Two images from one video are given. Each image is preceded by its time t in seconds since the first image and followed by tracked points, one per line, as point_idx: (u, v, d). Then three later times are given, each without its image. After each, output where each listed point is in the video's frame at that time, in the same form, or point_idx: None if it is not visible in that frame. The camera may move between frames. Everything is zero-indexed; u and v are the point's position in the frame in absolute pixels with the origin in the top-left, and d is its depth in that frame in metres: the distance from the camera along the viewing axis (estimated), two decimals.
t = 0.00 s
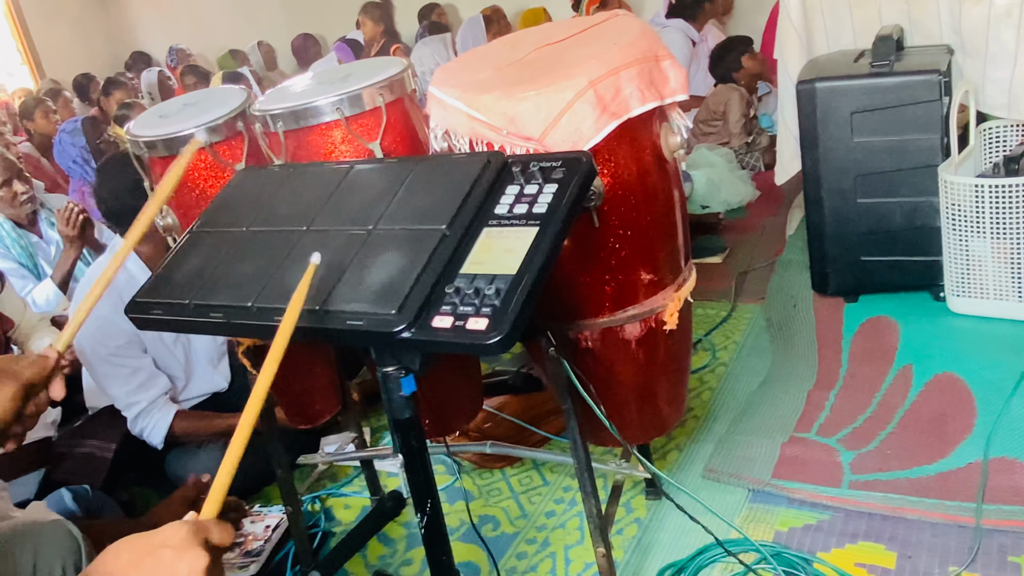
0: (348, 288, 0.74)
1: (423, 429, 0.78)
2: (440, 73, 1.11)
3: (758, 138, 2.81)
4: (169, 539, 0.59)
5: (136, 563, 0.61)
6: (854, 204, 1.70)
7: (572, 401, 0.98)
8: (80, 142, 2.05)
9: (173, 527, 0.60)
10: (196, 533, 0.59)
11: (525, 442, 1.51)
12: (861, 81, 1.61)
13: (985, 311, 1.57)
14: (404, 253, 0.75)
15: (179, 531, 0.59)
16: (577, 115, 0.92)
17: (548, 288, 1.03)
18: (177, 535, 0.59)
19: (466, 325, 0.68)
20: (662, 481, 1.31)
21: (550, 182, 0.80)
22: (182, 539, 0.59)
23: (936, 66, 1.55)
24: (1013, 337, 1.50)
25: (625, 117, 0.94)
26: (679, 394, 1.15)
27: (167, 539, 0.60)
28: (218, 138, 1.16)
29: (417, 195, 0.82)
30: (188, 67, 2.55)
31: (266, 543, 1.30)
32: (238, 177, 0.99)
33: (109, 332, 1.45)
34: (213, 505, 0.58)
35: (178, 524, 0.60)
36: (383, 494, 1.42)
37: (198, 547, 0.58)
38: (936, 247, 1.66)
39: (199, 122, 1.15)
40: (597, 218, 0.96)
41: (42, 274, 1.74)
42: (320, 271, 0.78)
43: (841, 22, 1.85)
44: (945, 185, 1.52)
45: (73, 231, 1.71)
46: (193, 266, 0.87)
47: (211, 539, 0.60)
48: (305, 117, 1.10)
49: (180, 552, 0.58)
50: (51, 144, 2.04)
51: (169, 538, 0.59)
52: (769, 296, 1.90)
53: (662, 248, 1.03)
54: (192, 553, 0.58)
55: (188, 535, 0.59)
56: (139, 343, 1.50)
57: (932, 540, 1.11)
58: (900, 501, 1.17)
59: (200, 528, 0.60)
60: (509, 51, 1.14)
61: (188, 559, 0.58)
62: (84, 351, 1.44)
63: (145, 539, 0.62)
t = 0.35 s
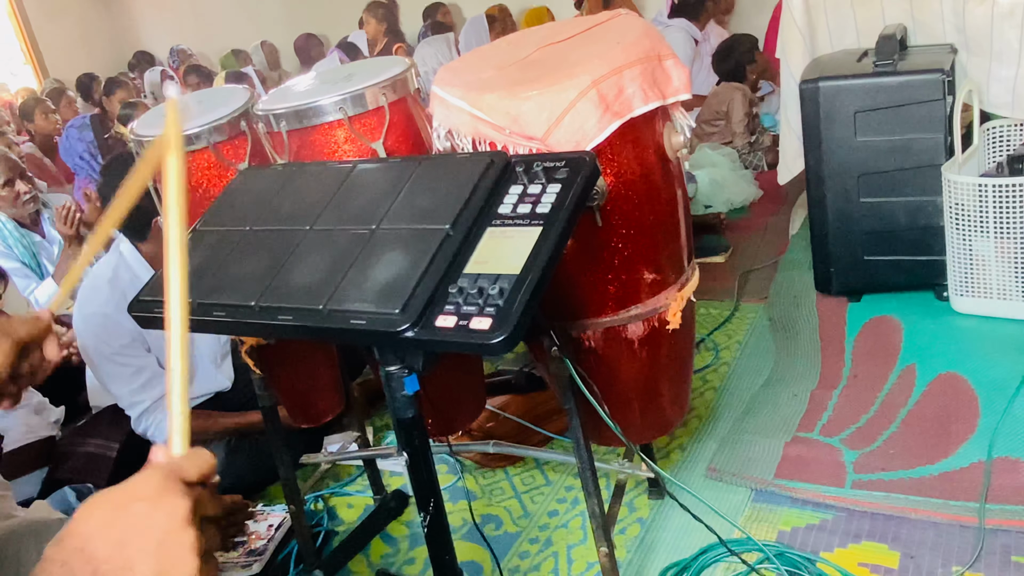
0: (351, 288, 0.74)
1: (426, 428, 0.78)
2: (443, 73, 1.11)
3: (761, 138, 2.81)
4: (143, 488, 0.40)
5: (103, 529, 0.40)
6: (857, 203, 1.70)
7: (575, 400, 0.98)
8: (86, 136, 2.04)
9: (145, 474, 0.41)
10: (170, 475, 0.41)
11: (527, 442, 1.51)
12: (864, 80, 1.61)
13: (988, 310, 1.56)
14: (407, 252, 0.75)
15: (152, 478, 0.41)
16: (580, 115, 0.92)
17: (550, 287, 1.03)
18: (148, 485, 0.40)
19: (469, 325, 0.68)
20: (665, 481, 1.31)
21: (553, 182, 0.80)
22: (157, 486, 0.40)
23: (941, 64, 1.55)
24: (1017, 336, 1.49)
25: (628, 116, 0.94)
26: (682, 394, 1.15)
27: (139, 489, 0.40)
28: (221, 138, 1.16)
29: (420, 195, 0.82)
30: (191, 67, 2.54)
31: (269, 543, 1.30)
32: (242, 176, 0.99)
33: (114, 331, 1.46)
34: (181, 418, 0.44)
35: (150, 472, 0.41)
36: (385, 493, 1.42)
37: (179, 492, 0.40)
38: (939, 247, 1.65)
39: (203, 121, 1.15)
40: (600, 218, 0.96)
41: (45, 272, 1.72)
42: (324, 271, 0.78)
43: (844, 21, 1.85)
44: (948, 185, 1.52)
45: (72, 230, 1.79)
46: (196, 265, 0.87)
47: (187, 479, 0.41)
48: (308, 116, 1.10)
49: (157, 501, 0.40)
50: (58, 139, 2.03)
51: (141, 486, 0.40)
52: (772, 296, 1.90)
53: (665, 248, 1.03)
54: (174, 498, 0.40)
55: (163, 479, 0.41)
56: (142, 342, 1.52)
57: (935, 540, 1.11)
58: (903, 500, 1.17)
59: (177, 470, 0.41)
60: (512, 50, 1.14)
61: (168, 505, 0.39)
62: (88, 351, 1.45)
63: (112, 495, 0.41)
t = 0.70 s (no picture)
0: (352, 288, 0.74)
1: (426, 428, 0.79)
2: (444, 73, 1.11)
3: (761, 138, 2.79)
4: (145, 513, 0.54)
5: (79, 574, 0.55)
6: (858, 204, 1.70)
7: (575, 400, 0.98)
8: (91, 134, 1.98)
9: (147, 500, 0.55)
10: (171, 501, 0.54)
11: (528, 442, 1.52)
12: (865, 81, 1.60)
13: (989, 311, 1.56)
14: (407, 252, 0.75)
15: (152, 504, 0.54)
16: (581, 115, 0.92)
17: (551, 288, 1.03)
18: (150, 512, 0.54)
19: (469, 324, 0.68)
20: (666, 481, 1.31)
21: (553, 182, 0.80)
22: (159, 511, 0.54)
23: (941, 65, 1.55)
24: (1017, 337, 1.49)
25: (628, 117, 0.94)
26: (683, 394, 1.15)
27: (143, 513, 0.54)
28: (223, 138, 1.16)
29: (420, 194, 0.82)
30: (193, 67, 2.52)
31: (270, 543, 1.30)
32: (243, 176, 0.99)
33: (115, 330, 1.46)
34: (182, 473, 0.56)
35: (150, 497, 0.55)
36: (386, 493, 1.43)
37: (178, 514, 0.54)
38: (940, 247, 1.65)
39: (204, 121, 1.15)
40: (600, 218, 0.96)
41: (46, 273, 1.69)
42: (324, 271, 0.78)
43: (844, 21, 1.85)
44: (949, 185, 1.52)
45: (75, 228, 1.74)
46: (198, 265, 0.87)
47: (188, 506, 0.55)
48: (309, 116, 1.10)
49: (156, 529, 0.53)
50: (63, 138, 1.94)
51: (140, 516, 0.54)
52: (773, 296, 1.90)
53: (665, 247, 1.03)
54: (173, 523, 0.54)
55: (164, 505, 0.54)
56: (143, 342, 1.51)
57: (936, 540, 1.11)
58: (904, 500, 1.17)
59: (176, 495, 0.55)
60: (513, 51, 1.14)
61: (166, 531, 0.53)
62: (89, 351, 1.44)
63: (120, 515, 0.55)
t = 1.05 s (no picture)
0: (352, 288, 0.74)
1: (426, 428, 0.78)
2: (444, 73, 1.11)
3: (759, 138, 2.80)
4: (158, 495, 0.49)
5: None
6: (857, 204, 1.70)
7: (575, 400, 0.98)
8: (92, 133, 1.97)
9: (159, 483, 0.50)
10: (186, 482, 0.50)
11: (527, 442, 1.52)
12: (865, 81, 1.60)
13: (988, 311, 1.56)
14: (407, 252, 0.75)
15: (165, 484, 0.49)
16: (581, 115, 0.92)
17: (550, 288, 1.03)
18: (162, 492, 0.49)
19: (469, 324, 0.68)
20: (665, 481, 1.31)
21: (553, 182, 0.80)
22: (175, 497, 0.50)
23: (941, 65, 1.55)
24: (1017, 337, 1.49)
25: (627, 117, 0.94)
26: (683, 394, 1.15)
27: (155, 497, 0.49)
28: (222, 138, 1.16)
29: (420, 195, 0.82)
30: (194, 66, 2.50)
31: (269, 543, 1.30)
32: (242, 177, 0.99)
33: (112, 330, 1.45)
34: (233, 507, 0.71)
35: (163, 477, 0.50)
36: (385, 494, 1.43)
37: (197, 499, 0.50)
38: (940, 247, 1.65)
39: (204, 121, 1.15)
40: (600, 218, 0.96)
41: (45, 273, 1.68)
42: (324, 271, 0.78)
43: (844, 21, 1.85)
44: (948, 186, 1.52)
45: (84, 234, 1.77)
46: (198, 265, 0.87)
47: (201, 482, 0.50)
48: (309, 117, 1.10)
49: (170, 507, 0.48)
50: (63, 138, 1.95)
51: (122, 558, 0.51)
52: (772, 297, 1.90)
53: (665, 247, 1.03)
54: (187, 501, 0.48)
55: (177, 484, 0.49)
56: (142, 343, 1.51)
57: (936, 540, 1.11)
58: (903, 500, 1.17)
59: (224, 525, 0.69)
60: (513, 51, 1.14)
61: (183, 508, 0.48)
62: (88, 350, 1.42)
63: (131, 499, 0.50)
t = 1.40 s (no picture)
0: (351, 288, 0.74)
1: (426, 428, 0.79)
2: (443, 73, 1.11)
3: (759, 138, 2.82)
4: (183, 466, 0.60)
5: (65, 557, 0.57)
6: (857, 204, 1.70)
7: (575, 400, 0.98)
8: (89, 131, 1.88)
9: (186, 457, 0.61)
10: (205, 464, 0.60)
11: (527, 442, 1.52)
12: (864, 81, 1.60)
13: (987, 310, 1.56)
14: (407, 252, 0.75)
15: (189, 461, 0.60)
16: (581, 115, 0.92)
17: (550, 288, 1.03)
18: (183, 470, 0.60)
19: (469, 325, 0.68)
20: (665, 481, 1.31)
21: (553, 182, 0.80)
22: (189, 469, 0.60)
23: (941, 64, 1.55)
24: (1016, 336, 1.50)
25: (627, 117, 0.94)
26: (683, 394, 1.15)
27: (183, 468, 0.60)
28: (221, 138, 1.16)
29: (420, 195, 0.82)
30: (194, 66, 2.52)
31: (269, 543, 1.30)
32: (241, 176, 0.99)
33: (108, 337, 1.44)
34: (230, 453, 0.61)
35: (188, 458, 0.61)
36: (385, 493, 1.43)
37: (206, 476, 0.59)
38: (939, 246, 1.65)
39: (204, 121, 1.15)
40: (600, 218, 0.96)
41: (45, 273, 1.66)
42: (323, 271, 0.78)
43: (844, 21, 1.85)
44: (948, 185, 1.52)
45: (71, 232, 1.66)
46: (198, 265, 0.87)
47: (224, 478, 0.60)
48: (308, 116, 1.10)
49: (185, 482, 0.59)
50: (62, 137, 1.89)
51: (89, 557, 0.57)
52: (772, 296, 1.90)
53: (665, 247, 1.03)
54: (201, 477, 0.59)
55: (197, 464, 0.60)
56: (142, 342, 1.51)
57: (935, 540, 1.11)
58: (903, 500, 1.17)
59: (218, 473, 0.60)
60: (512, 51, 1.14)
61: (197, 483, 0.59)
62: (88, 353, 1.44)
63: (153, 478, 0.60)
